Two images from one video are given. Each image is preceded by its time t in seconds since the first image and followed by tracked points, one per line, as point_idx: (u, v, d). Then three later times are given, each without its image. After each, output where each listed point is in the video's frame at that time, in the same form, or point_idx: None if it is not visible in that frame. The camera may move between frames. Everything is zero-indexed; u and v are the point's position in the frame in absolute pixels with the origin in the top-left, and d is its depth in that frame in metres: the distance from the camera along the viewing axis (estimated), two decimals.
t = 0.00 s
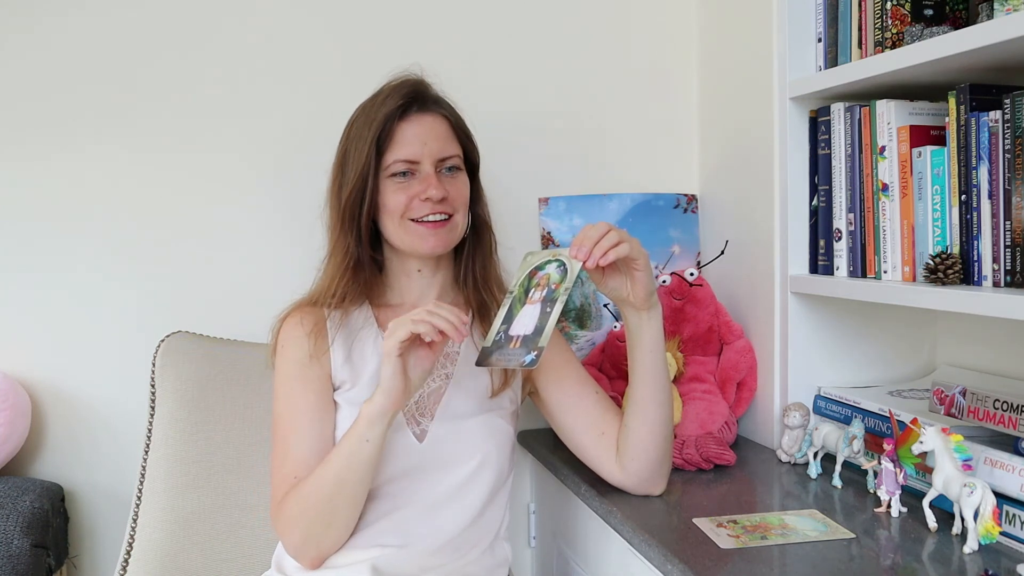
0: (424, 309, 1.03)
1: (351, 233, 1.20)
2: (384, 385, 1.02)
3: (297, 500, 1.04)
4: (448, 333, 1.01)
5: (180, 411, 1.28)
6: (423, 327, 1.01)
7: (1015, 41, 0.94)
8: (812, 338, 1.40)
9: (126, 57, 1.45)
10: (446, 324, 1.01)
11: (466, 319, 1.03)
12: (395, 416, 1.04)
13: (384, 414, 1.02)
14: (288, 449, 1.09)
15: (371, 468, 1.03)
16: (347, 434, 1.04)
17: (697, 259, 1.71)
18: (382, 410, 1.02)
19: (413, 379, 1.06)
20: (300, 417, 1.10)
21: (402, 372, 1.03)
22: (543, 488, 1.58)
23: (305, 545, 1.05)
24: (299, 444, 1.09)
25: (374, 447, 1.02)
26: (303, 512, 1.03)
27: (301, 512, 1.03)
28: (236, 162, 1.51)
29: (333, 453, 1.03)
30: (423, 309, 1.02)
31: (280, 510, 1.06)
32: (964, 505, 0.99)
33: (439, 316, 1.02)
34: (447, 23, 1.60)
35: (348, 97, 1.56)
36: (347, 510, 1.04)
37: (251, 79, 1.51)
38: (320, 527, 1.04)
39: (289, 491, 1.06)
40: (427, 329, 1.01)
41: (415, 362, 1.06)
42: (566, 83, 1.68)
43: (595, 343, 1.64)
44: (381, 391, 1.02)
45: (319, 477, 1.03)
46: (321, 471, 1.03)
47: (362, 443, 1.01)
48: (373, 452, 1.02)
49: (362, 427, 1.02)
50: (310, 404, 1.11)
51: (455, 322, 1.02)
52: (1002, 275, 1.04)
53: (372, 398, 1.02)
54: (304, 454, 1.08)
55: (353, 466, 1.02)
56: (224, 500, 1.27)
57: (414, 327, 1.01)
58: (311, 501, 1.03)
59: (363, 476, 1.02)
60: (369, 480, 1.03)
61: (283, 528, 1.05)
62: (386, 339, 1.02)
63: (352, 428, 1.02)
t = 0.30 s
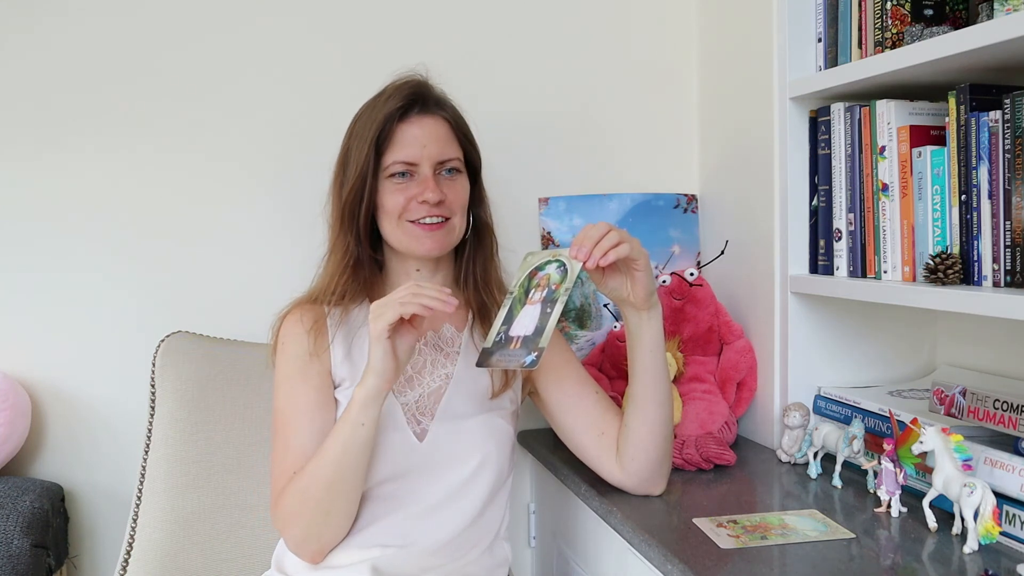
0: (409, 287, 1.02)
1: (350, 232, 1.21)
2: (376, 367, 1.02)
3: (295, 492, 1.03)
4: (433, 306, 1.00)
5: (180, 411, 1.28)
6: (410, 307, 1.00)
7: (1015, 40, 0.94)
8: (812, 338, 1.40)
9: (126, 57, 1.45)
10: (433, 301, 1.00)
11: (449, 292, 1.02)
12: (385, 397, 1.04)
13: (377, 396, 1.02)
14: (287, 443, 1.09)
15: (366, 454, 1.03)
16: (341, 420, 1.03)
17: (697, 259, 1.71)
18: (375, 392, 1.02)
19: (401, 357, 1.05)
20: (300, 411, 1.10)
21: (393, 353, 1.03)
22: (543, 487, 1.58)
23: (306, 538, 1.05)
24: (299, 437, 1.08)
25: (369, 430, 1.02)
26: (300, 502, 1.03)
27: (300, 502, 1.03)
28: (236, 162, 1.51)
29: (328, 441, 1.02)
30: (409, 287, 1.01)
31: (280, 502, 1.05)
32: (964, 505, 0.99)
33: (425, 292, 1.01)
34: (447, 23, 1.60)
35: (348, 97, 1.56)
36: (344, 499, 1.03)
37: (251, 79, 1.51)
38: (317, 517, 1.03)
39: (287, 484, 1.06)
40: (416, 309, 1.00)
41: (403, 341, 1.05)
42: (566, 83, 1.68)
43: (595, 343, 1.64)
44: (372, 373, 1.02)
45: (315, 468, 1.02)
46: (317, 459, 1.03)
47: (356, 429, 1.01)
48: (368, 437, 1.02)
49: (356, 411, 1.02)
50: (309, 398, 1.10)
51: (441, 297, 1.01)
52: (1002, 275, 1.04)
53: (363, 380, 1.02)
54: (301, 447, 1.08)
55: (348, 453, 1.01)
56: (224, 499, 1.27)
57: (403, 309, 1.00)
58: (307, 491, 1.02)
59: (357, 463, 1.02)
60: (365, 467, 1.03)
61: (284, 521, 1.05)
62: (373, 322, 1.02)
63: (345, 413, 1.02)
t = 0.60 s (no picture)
0: (403, 281, 1.01)
1: (352, 232, 1.21)
2: (371, 361, 1.02)
3: (295, 485, 1.04)
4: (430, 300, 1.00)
5: (180, 411, 1.28)
6: (406, 304, 1.00)
7: (1015, 40, 0.94)
8: (812, 338, 1.40)
9: (126, 57, 1.45)
10: (428, 293, 1.00)
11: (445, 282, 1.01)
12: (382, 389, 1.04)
13: (374, 390, 1.02)
14: (286, 436, 1.09)
15: (363, 448, 1.03)
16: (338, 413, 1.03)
17: (697, 259, 1.71)
18: (371, 386, 1.02)
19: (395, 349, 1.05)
20: (300, 405, 1.09)
21: (388, 348, 1.03)
22: (543, 488, 1.58)
23: (307, 530, 1.05)
24: (299, 431, 1.08)
25: (366, 425, 1.02)
26: (300, 496, 1.03)
27: (301, 494, 1.03)
28: (236, 162, 1.51)
29: (326, 435, 1.03)
30: (403, 281, 1.00)
31: (281, 496, 1.06)
32: (964, 505, 0.99)
33: (420, 283, 1.00)
34: (447, 23, 1.60)
35: (347, 97, 1.56)
36: (343, 493, 1.03)
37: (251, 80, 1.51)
38: (315, 511, 1.04)
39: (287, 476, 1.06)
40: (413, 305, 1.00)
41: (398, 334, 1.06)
42: (566, 83, 1.68)
43: (595, 343, 1.64)
44: (368, 367, 1.02)
45: (314, 460, 1.03)
46: (316, 453, 1.03)
47: (354, 423, 1.01)
48: (365, 432, 1.02)
49: (353, 406, 1.02)
50: (310, 393, 1.10)
51: (436, 288, 1.01)
52: (1002, 275, 1.04)
53: (360, 374, 1.02)
54: (302, 440, 1.08)
55: (346, 448, 1.01)
56: (224, 499, 1.27)
57: (400, 305, 1.00)
58: (307, 485, 1.03)
59: (356, 455, 1.02)
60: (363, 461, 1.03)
61: (285, 513, 1.05)
62: (369, 319, 1.02)
63: (343, 407, 1.02)
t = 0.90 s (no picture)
0: (398, 277, 1.00)
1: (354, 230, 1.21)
2: (368, 360, 1.02)
3: (294, 480, 1.04)
4: (426, 296, 0.99)
5: (180, 411, 1.28)
6: (403, 301, 0.99)
7: (1015, 40, 0.94)
8: (812, 338, 1.40)
9: (125, 57, 1.45)
10: (424, 290, 0.99)
11: (441, 276, 1.00)
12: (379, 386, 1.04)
13: (371, 387, 1.02)
14: (288, 431, 1.09)
15: (361, 445, 1.03)
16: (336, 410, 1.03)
17: (697, 259, 1.71)
18: (369, 383, 1.02)
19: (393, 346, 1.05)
20: (302, 398, 1.10)
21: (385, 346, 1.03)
22: (543, 488, 1.58)
23: (306, 524, 1.05)
24: (301, 426, 1.09)
25: (364, 422, 1.02)
26: (298, 490, 1.04)
27: (299, 488, 1.03)
28: (236, 162, 1.51)
29: (324, 430, 1.03)
30: (398, 278, 1.00)
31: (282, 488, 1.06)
32: (964, 505, 0.99)
33: (416, 279, 1.00)
34: (447, 23, 1.60)
35: (347, 97, 1.56)
36: (341, 488, 1.03)
37: (251, 80, 1.51)
38: (315, 507, 1.04)
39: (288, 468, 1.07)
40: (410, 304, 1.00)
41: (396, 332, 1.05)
42: (565, 83, 1.68)
43: (595, 343, 1.64)
44: (364, 366, 1.02)
45: (314, 454, 1.03)
46: (316, 448, 1.03)
47: (352, 420, 1.01)
48: (363, 429, 1.02)
49: (350, 403, 1.02)
50: (311, 387, 1.10)
51: (434, 284, 1.00)
52: (1002, 275, 1.04)
53: (356, 373, 1.02)
54: (302, 436, 1.08)
55: (344, 444, 1.01)
56: (224, 499, 1.27)
57: (396, 304, 0.99)
58: (307, 480, 1.03)
59: (354, 451, 1.02)
60: (361, 457, 1.04)
61: (286, 505, 1.06)
62: (365, 318, 1.01)
63: (340, 403, 1.03)
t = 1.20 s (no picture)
0: (415, 279, 0.99)
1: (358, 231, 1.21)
2: (379, 365, 1.00)
3: (299, 475, 1.03)
4: (442, 301, 0.98)
5: (180, 411, 1.28)
6: (419, 306, 0.98)
7: (1015, 40, 0.94)
8: (812, 338, 1.40)
9: (125, 57, 1.45)
10: (441, 295, 0.98)
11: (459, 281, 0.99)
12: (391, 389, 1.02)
13: (382, 391, 1.01)
14: (295, 427, 1.08)
15: (369, 447, 1.02)
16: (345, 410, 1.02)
17: (697, 259, 1.71)
18: (380, 386, 1.00)
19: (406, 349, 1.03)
20: (307, 394, 1.09)
21: (398, 351, 1.01)
22: (543, 488, 1.58)
23: (310, 520, 1.04)
24: (307, 423, 1.08)
25: (374, 425, 1.01)
26: (303, 487, 1.03)
27: (307, 485, 1.02)
28: (236, 162, 1.51)
29: (332, 429, 1.02)
30: (415, 281, 0.98)
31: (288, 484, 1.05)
32: (964, 505, 0.99)
33: (432, 282, 0.98)
34: (447, 23, 1.60)
35: (347, 97, 1.56)
36: (348, 488, 1.02)
37: (251, 80, 1.51)
38: (318, 505, 1.03)
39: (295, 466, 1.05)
40: (426, 309, 0.98)
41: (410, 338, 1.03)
42: (565, 83, 1.68)
43: (595, 343, 1.64)
44: (376, 369, 1.00)
45: (321, 452, 1.02)
46: (324, 446, 1.02)
47: (361, 422, 1.00)
48: (371, 433, 1.01)
49: (360, 405, 1.00)
50: (317, 386, 1.10)
51: (451, 288, 0.98)
52: (1002, 275, 1.04)
53: (367, 375, 1.01)
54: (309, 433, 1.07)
55: (351, 446, 1.01)
56: (224, 499, 1.27)
57: (410, 309, 0.97)
58: (312, 477, 1.02)
59: (363, 452, 1.01)
60: (367, 459, 1.03)
61: (291, 500, 1.04)
62: (378, 322, 0.99)
63: (350, 404, 1.01)
